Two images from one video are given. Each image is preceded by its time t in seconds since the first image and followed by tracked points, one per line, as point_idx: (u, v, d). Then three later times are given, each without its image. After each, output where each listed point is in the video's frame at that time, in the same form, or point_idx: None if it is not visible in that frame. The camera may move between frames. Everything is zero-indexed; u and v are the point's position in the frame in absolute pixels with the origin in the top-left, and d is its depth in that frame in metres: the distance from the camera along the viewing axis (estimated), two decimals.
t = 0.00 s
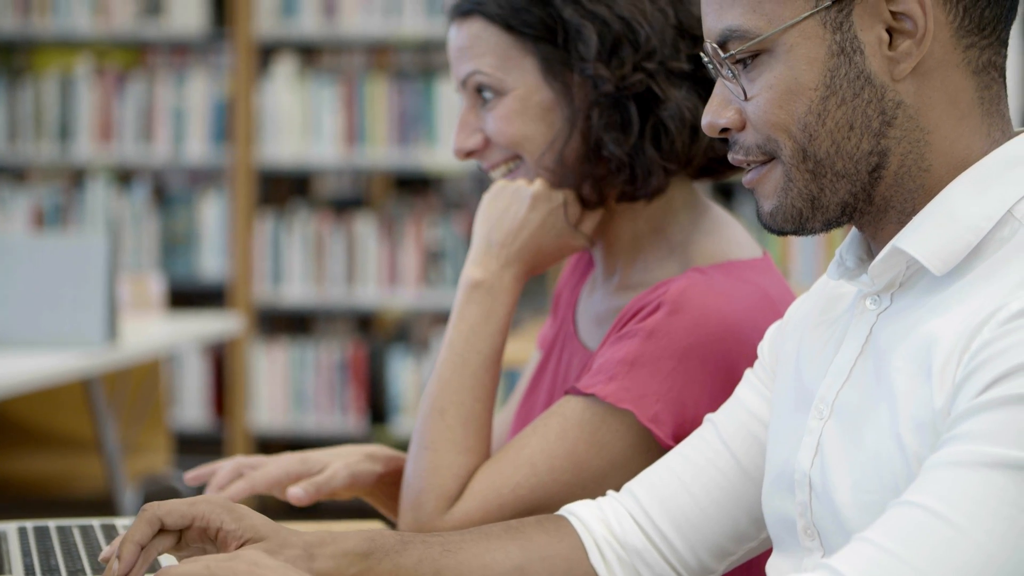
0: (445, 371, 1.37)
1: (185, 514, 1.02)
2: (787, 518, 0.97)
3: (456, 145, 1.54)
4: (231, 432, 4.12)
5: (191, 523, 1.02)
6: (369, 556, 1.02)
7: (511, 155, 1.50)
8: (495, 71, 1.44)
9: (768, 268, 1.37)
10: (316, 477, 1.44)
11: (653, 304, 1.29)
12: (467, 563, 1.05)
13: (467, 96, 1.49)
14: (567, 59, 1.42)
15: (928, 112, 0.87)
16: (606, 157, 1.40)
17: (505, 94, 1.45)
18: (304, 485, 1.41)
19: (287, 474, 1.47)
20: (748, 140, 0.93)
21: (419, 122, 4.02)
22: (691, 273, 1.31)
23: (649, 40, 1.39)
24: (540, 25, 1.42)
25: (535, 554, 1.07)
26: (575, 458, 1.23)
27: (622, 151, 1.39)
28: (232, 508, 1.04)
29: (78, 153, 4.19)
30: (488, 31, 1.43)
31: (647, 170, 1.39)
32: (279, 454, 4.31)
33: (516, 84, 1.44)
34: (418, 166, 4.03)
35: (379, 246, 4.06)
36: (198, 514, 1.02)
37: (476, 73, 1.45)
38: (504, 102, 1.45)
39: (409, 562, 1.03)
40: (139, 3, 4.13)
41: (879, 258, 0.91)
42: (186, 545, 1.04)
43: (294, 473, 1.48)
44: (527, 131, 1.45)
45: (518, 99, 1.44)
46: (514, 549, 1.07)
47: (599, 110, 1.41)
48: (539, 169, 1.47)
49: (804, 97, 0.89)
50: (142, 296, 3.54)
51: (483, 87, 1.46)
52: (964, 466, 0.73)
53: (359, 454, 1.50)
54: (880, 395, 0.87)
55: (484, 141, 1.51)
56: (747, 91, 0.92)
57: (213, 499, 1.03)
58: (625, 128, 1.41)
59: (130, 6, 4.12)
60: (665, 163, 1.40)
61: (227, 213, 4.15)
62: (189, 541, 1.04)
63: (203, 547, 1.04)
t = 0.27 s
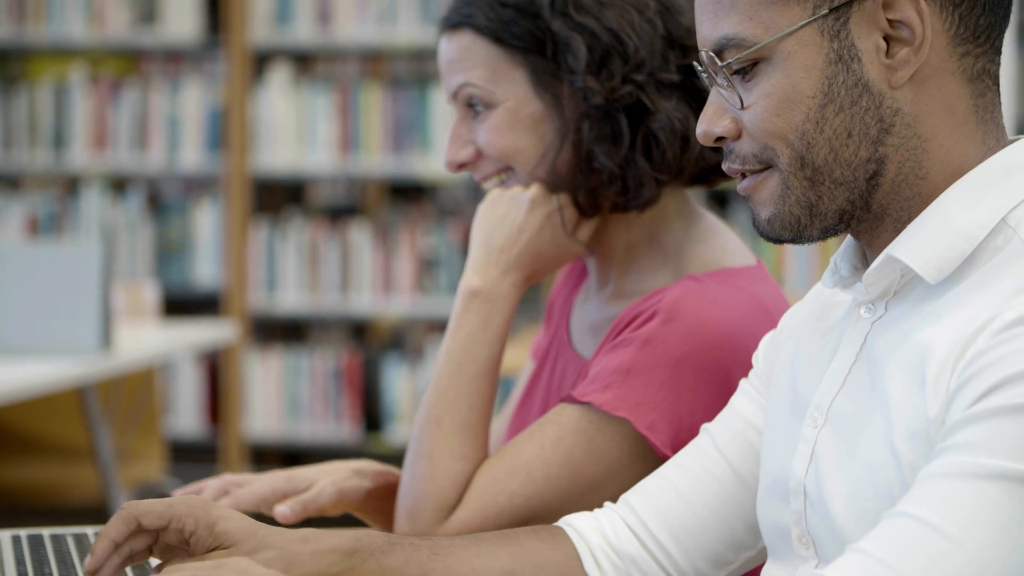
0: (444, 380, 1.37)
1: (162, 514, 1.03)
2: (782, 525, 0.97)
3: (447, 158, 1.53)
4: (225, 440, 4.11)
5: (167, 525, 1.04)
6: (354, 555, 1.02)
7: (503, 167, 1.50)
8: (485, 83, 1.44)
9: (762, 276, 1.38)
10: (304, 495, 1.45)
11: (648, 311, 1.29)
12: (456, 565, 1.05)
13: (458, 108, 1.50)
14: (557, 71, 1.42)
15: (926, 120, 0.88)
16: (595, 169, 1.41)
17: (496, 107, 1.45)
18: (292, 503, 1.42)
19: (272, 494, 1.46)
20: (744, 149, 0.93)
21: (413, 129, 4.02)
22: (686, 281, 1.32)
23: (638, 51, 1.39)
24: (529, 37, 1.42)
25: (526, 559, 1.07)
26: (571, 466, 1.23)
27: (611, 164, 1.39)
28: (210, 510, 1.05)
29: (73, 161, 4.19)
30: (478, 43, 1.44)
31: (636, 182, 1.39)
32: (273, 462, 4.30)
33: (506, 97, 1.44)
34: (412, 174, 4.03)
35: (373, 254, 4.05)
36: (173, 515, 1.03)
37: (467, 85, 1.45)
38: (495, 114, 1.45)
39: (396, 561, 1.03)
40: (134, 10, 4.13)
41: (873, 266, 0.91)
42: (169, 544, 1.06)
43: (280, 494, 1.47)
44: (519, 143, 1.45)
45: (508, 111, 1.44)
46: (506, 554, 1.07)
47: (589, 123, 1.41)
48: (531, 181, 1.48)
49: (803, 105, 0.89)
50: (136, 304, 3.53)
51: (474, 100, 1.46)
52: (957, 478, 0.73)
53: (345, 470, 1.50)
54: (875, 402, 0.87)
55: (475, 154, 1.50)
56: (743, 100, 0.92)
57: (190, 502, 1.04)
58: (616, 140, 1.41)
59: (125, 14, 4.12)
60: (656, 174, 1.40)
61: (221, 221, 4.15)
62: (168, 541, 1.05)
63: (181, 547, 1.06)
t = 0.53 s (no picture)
0: (451, 388, 1.37)
1: (140, 512, 1.03)
2: (779, 532, 0.97)
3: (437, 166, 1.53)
4: (221, 446, 4.10)
5: (146, 521, 1.03)
6: (339, 552, 1.03)
7: (495, 175, 1.50)
8: (475, 92, 1.44)
9: (757, 281, 1.38)
10: (297, 500, 1.45)
11: (644, 316, 1.29)
12: (443, 565, 1.06)
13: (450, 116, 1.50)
14: (546, 79, 1.42)
15: (928, 126, 0.88)
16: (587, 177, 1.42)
17: (486, 115, 1.45)
18: (285, 508, 1.41)
19: (266, 497, 1.46)
20: (745, 156, 0.92)
21: (409, 135, 4.01)
22: (681, 287, 1.31)
23: (626, 60, 1.39)
24: (518, 46, 1.42)
25: (516, 559, 1.08)
26: (567, 471, 1.23)
27: (602, 172, 1.40)
28: (190, 507, 1.04)
29: (69, 166, 4.19)
30: (468, 52, 1.44)
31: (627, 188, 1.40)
32: (270, 467, 4.29)
33: (496, 106, 1.44)
34: (408, 180, 4.03)
35: (369, 260, 4.04)
36: (152, 513, 1.03)
37: (457, 94, 1.45)
38: (485, 122, 1.45)
39: (380, 559, 1.04)
40: (130, 16, 4.12)
41: (871, 272, 0.91)
42: (156, 541, 1.06)
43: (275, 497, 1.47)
44: (509, 151, 1.45)
45: (499, 119, 1.44)
46: (497, 555, 1.08)
47: (579, 131, 1.42)
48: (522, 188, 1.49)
49: (806, 111, 0.89)
50: (132, 309, 3.53)
51: (464, 108, 1.46)
52: (952, 489, 0.73)
53: (339, 475, 1.50)
54: (874, 408, 0.87)
55: (465, 163, 1.50)
56: (745, 106, 0.92)
57: (170, 500, 1.04)
58: (607, 147, 1.41)
59: (121, 20, 4.12)
60: (649, 182, 1.40)
61: (217, 226, 4.14)
62: (150, 538, 1.05)
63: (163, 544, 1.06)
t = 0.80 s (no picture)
0: (456, 397, 1.38)
1: (134, 509, 1.06)
2: (776, 539, 0.97)
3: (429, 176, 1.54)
4: (216, 453, 4.10)
5: (140, 518, 1.05)
6: (332, 556, 1.03)
7: (485, 184, 1.49)
8: (466, 102, 1.45)
9: (750, 288, 1.38)
10: (295, 505, 1.44)
11: (640, 322, 1.29)
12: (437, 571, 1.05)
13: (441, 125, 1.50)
14: (535, 89, 1.43)
15: (927, 133, 0.88)
16: (578, 185, 1.42)
17: (476, 125, 1.45)
18: (283, 513, 1.41)
19: (264, 503, 1.45)
20: (744, 163, 0.92)
21: (403, 142, 4.01)
22: (676, 294, 1.31)
23: (613, 69, 1.39)
24: (507, 56, 1.42)
25: (510, 565, 1.07)
26: (563, 478, 1.22)
27: (591, 181, 1.40)
28: (183, 507, 1.06)
29: (64, 173, 4.18)
30: (458, 63, 1.44)
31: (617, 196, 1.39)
32: (265, 474, 4.28)
33: (487, 116, 1.44)
34: (403, 186, 4.03)
35: (364, 267, 4.04)
36: (145, 509, 1.05)
37: (448, 105, 1.46)
38: (476, 132, 1.46)
39: (375, 565, 1.03)
40: (124, 23, 4.12)
41: (868, 280, 0.91)
42: (151, 540, 1.07)
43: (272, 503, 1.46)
44: (499, 161, 1.46)
45: (488, 129, 1.45)
46: (491, 561, 1.08)
47: (568, 140, 1.42)
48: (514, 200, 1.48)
49: (807, 119, 0.89)
50: (127, 316, 3.52)
51: (455, 118, 1.46)
52: (950, 498, 0.73)
53: (336, 481, 1.49)
54: (871, 416, 0.87)
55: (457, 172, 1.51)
56: (744, 115, 0.92)
57: (164, 497, 1.06)
58: (598, 155, 1.41)
59: (116, 26, 4.12)
60: (643, 190, 1.38)
61: (212, 233, 4.14)
62: (145, 537, 1.07)
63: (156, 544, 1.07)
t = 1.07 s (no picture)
0: (448, 402, 1.38)
1: (130, 510, 1.10)
2: (771, 545, 0.97)
3: (426, 184, 1.54)
4: (210, 458, 4.09)
5: (134, 519, 1.09)
6: (322, 566, 1.03)
7: (483, 191, 1.49)
8: (465, 108, 1.45)
9: (743, 293, 1.38)
10: (282, 521, 1.43)
11: (632, 327, 1.29)
12: None
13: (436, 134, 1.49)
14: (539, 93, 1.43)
15: (923, 140, 0.88)
16: (583, 189, 1.41)
17: (476, 132, 1.46)
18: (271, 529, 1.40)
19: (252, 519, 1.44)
20: (742, 171, 0.93)
21: (399, 147, 4.01)
22: (670, 298, 1.31)
23: (621, 74, 1.39)
24: (509, 60, 1.42)
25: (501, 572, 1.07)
26: (556, 481, 1.22)
27: (599, 186, 1.39)
28: (177, 512, 1.09)
29: (58, 179, 4.18)
30: (456, 69, 1.44)
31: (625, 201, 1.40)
32: (259, 480, 4.28)
33: (488, 121, 1.45)
34: (398, 191, 4.03)
35: (359, 273, 4.04)
36: (140, 512, 1.09)
37: (445, 111, 1.45)
38: (476, 138, 1.46)
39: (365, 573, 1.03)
40: (120, 29, 4.12)
41: (864, 286, 0.91)
42: (141, 542, 1.11)
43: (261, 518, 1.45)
44: (501, 166, 1.46)
45: (490, 135, 1.45)
46: (481, 568, 1.07)
47: (574, 145, 1.41)
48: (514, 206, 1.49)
49: (804, 127, 0.89)
50: (122, 322, 3.52)
51: (453, 126, 1.46)
52: (946, 504, 0.73)
53: (323, 494, 1.49)
54: (867, 423, 0.87)
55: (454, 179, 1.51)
56: (741, 123, 0.92)
57: (158, 502, 1.09)
58: (603, 159, 1.40)
59: (111, 32, 4.12)
60: (647, 195, 1.40)
61: (207, 239, 4.14)
62: (138, 538, 1.10)
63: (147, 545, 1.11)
